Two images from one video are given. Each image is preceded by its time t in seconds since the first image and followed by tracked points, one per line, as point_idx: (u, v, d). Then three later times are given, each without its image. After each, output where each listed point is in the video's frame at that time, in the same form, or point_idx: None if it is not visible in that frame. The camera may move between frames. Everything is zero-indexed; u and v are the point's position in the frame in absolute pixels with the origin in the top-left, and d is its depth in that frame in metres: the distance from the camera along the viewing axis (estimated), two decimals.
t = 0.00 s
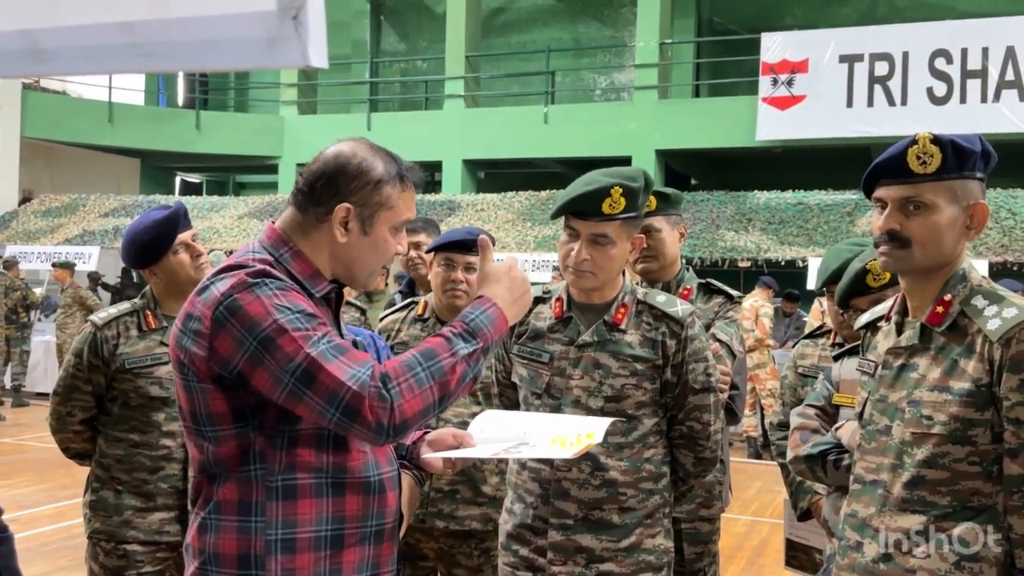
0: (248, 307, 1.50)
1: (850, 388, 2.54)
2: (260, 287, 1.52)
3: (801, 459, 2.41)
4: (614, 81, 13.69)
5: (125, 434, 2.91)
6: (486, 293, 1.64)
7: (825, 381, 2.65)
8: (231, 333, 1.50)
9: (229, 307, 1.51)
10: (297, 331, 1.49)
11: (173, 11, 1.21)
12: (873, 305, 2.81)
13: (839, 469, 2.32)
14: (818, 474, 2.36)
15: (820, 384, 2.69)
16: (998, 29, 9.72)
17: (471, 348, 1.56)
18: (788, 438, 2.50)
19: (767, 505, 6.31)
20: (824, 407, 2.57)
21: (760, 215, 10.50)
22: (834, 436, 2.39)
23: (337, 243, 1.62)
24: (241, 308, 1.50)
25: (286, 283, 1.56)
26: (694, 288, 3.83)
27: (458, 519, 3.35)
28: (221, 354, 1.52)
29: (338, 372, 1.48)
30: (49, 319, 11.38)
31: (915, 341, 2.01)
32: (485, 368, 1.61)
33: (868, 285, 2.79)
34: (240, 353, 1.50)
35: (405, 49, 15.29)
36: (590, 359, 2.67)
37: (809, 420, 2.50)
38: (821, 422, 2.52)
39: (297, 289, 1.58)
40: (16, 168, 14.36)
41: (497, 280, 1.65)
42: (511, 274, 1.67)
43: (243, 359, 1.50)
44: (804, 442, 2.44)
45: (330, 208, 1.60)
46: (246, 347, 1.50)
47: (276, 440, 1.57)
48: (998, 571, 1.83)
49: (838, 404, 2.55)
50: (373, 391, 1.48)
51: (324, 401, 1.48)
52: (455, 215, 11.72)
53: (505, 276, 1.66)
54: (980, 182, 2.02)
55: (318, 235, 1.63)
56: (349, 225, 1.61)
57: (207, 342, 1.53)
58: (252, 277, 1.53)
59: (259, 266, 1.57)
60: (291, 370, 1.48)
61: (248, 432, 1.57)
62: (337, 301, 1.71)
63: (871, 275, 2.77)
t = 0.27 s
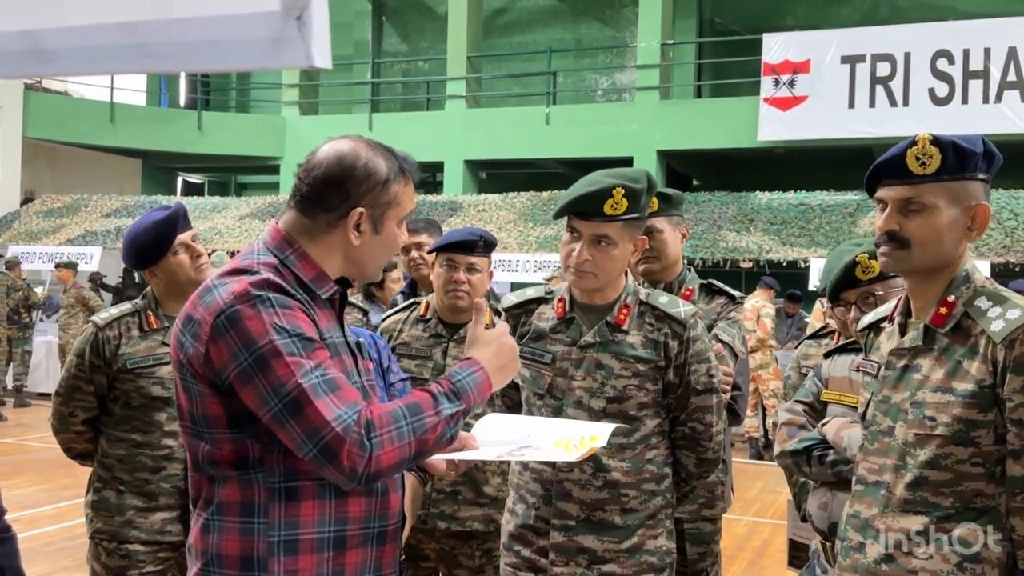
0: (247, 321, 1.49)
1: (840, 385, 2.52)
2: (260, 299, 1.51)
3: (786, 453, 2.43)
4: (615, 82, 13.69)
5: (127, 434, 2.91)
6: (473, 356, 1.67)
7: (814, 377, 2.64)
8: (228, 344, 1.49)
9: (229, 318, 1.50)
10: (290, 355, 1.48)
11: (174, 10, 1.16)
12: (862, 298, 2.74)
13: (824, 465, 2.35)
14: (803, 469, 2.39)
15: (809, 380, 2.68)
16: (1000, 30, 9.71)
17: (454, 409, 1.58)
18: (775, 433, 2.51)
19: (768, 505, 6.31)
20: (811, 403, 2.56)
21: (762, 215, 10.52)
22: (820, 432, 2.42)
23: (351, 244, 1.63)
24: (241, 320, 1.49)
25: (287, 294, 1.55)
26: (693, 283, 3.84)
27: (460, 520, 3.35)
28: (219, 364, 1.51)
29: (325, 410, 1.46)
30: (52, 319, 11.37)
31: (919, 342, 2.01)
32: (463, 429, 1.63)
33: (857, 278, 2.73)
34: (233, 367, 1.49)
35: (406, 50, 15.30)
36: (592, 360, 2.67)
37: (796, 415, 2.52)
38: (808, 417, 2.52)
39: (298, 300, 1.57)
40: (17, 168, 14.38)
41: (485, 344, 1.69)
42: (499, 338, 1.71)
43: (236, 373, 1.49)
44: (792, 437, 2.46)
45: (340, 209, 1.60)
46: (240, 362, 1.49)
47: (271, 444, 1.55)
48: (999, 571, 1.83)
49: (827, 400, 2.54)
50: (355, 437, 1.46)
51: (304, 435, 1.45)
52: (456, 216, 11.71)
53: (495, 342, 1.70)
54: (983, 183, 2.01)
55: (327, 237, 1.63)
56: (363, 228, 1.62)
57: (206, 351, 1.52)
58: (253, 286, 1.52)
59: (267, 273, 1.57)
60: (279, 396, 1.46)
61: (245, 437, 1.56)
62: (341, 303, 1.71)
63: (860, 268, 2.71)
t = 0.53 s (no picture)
0: (246, 330, 1.48)
1: (829, 384, 2.56)
2: (258, 305, 1.50)
3: (775, 450, 2.46)
4: (617, 82, 13.69)
5: (127, 434, 2.91)
6: (463, 403, 1.68)
7: (804, 375, 2.67)
8: (226, 351, 1.49)
9: (228, 323, 1.49)
10: (286, 370, 1.47)
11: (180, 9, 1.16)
12: (854, 295, 2.68)
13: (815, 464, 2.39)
14: (791, 466, 2.42)
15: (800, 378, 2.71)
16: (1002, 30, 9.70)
17: (439, 453, 1.57)
18: (764, 430, 2.56)
19: (770, 506, 6.31)
20: (801, 401, 2.59)
21: (764, 216, 10.51)
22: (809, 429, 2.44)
23: (354, 242, 1.63)
24: (240, 327, 1.49)
25: (286, 299, 1.54)
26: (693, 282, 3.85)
27: (461, 520, 3.35)
28: (217, 369, 1.51)
29: (314, 433, 1.45)
30: (53, 320, 11.40)
31: (922, 342, 2.01)
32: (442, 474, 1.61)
33: (849, 275, 2.69)
34: (228, 376, 1.49)
35: (408, 50, 15.30)
36: (594, 360, 2.67)
37: (785, 413, 2.55)
38: (796, 415, 2.55)
39: (297, 305, 1.56)
40: (19, 168, 14.39)
41: (474, 392, 1.70)
42: (483, 390, 1.72)
43: (231, 381, 1.48)
44: (779, 434, 2.49)
45: (342, 208, 1.60)
46: (235, 371, 1.48)
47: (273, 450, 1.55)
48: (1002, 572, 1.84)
49: (816, 398, 2.57)
50: (339, 465, 1.44)
51: (288, 457, 1.45)
52: (457, 216, 11.71)
53: (485, 390, 1.72)
54: (981, 182, 1.99)
55: (329, 236, 1.63)
56: (366, 225, 1.62)
57: (205, 355, 1.52)
58: (252, 292, 1.51)
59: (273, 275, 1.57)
60: (271, 412, 1.46)
61: (244, 441, 1.55)
62: (343, 303, 1.71)
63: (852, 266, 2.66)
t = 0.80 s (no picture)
0: (248, 331, 1.48)
1: (822, 385, 2.57)
2: (261, 306, 1.50)
3: (768, 451, 2.44)
4: (619, 82, 13.68)
5: (129, 433, 2.91)
6: (455, 412, 1.68)
7: (796, 376, 2.68)
8: (227, 351, 1.49)
9: (230, 324, 1.49)
10: (286, 372, 1.47)
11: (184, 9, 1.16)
12: (849, 298, 2.63)
13: (805, 463, 2.37)
14: (783, 466, 2.40)
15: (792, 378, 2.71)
16: (1004, 31, 9.69)
17: (432, 467, 1.57)
18: (756, 431, 2.55)
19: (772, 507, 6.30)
20: (794, 401, 2.60)
21: (766, 216, 10.51)
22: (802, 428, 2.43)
23: (358, 246, 1.63)
24: (242, 328, 1.48)
25: (289, 300, 1.54)
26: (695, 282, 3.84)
27: (463, 520, 3.35)
28: (218, 369, 1.51)
29: (311, 439, 1.45)
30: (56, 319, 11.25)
31: (924, 343, 2.00)
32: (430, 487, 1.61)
33: (845, 276, 2.65)
34: (230, 376, 1.48)
35: (410, 51, 15.31)
36: (597, 360, 2.67)
37: (778, 413, 2.55)
38: (790, 416, 2.55)
39: (300, 306, 1.56)
40: (20, 168, 14.40)
41: (463, 402, 1.71)
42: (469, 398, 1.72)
43: (231, 382, 1.48)
44: (773, 434, 2.48)
45: (348, 212, 1.60)
46: (235, 372, 1.48)
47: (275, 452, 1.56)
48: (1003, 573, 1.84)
49: (809, 399, 2.58)
50: (334, 474, 1.44)
51: (286, 462, 1.45)
52: (459, 217, 11.71)
53: (475, 400, 1.72)
54: (981, 183, 1.99)
55: (333, 238, 1.63)
56: (370, 229, 1.62)
57: (206, 355, 1.52)
58: (256, 292, 1.51)
59: (276, 276, 1.57)
60: (270, 417, 1.46)
61: (244, 442, 1.55)
62: (345, 303, 1.71)
63: (849, 267, 2.62)
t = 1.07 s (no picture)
0: (252, 331, 1.48)
1: (820, 386, 2.58)
2: (265, 305, 1.50)
3: (767, 451, 2.45)
4: (621, 83, 13.69)
5: (133, 433, 2.91)
6: (457, 429, 1.68)
7: (793, 377, 2.68)
8: (230, 350, 1.49)
9: (234, 322, 1.49)
10: (289, 374, 1.47)
11: (189, 9, 1.17)
12: (849, 300, 2.62)
13: (805, 464, 2.38)
14: (783, 467, 2.41)
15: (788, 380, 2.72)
16: (1006, 31, 9.68)
17: (432, 473, 1.57)
18: (754, 431, 2.55)
19: (773, 507, 6.30)
20: (792, 402, 2.60)
21: (768, 217, 10.51)
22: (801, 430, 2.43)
23: (362, 244, 1.64)
24: (245, 328, 1.49)
25: (293, 299, 1.54)
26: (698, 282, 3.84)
27: (466, 521, 3.35)
28: (221, 368, 1.51)
29: (313, 443, 1.45)
30: (58, 319, 11.30)
31: (926, 343, 2.00)
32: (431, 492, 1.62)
33: (845, 279, 2.64)
34: (233, 375, 1.48)
35: (412, 51, 15.32)
36: (600, 360, 2.67)
37: (777, 414, 2.55)
38: (789, 417, 2.55)
39: (304, 304, 1.56)
40: (23, 168, 14.42)
41: (467, 420, 1.71)
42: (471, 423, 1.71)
43: (233, 382, 1.48)
44: (772, 434, 2.47)
45: (352, 210, 1.60)
46: (237, 371, 1.48)
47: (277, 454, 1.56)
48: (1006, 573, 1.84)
49: (807, 400, 2.59)
50: (335, 478, 1.44)
51: (288, 464, 1.45)
52: (461, 217, 11.71)
53: (479, 419, 1.72)
54: (984, 184, 1.99)
55: (337, 236, 1.63)
56: (374, 227, 1.62)
57: (209, 353, 1.52)
58: (259, 291, 1.51)
59: (281, 274, 1.57)
60: (272, 418, 1.46)
61: (246, 443, 1.55)
62: (348, 302, 1.71)
63: (849, 269, 2.62)
